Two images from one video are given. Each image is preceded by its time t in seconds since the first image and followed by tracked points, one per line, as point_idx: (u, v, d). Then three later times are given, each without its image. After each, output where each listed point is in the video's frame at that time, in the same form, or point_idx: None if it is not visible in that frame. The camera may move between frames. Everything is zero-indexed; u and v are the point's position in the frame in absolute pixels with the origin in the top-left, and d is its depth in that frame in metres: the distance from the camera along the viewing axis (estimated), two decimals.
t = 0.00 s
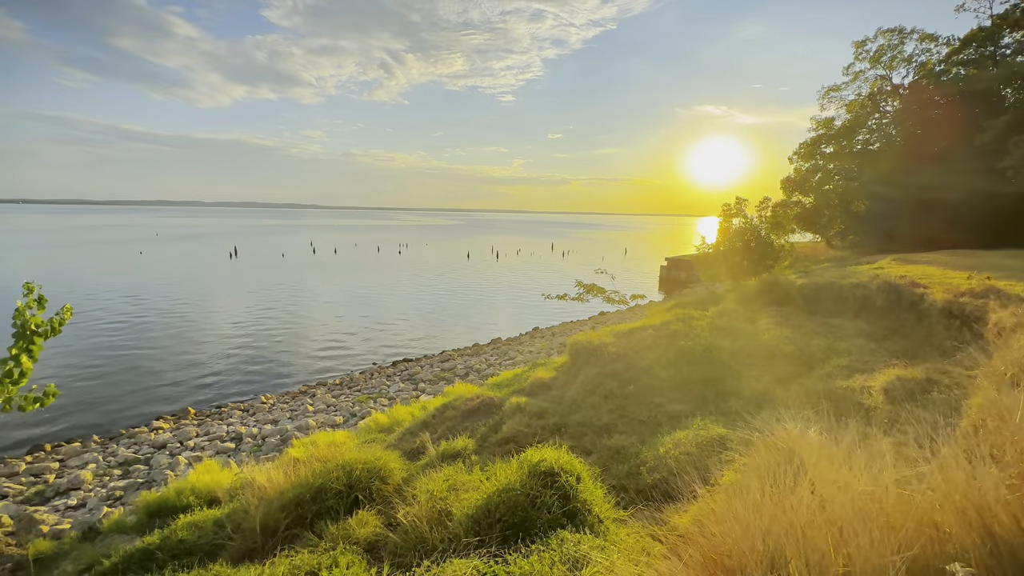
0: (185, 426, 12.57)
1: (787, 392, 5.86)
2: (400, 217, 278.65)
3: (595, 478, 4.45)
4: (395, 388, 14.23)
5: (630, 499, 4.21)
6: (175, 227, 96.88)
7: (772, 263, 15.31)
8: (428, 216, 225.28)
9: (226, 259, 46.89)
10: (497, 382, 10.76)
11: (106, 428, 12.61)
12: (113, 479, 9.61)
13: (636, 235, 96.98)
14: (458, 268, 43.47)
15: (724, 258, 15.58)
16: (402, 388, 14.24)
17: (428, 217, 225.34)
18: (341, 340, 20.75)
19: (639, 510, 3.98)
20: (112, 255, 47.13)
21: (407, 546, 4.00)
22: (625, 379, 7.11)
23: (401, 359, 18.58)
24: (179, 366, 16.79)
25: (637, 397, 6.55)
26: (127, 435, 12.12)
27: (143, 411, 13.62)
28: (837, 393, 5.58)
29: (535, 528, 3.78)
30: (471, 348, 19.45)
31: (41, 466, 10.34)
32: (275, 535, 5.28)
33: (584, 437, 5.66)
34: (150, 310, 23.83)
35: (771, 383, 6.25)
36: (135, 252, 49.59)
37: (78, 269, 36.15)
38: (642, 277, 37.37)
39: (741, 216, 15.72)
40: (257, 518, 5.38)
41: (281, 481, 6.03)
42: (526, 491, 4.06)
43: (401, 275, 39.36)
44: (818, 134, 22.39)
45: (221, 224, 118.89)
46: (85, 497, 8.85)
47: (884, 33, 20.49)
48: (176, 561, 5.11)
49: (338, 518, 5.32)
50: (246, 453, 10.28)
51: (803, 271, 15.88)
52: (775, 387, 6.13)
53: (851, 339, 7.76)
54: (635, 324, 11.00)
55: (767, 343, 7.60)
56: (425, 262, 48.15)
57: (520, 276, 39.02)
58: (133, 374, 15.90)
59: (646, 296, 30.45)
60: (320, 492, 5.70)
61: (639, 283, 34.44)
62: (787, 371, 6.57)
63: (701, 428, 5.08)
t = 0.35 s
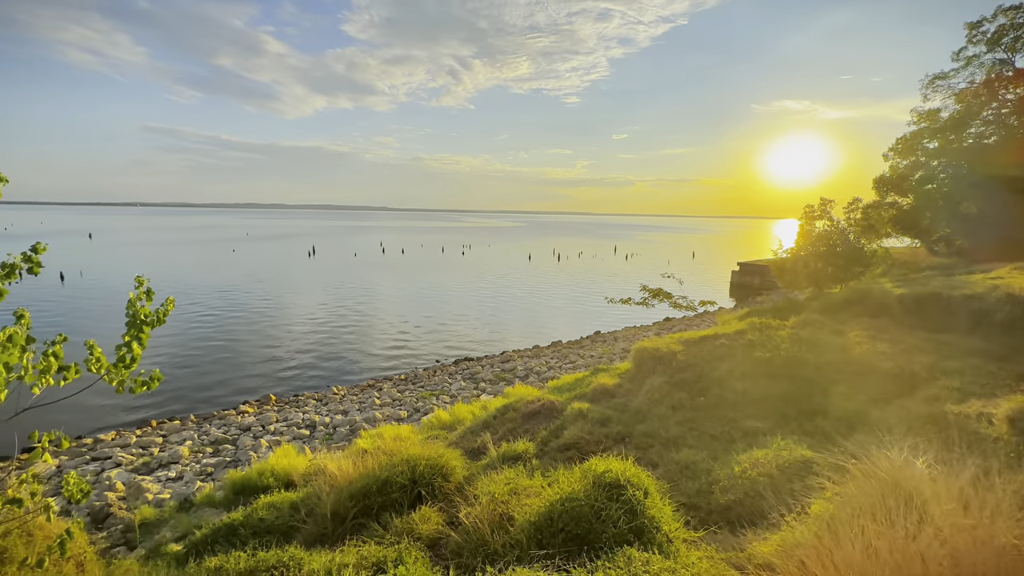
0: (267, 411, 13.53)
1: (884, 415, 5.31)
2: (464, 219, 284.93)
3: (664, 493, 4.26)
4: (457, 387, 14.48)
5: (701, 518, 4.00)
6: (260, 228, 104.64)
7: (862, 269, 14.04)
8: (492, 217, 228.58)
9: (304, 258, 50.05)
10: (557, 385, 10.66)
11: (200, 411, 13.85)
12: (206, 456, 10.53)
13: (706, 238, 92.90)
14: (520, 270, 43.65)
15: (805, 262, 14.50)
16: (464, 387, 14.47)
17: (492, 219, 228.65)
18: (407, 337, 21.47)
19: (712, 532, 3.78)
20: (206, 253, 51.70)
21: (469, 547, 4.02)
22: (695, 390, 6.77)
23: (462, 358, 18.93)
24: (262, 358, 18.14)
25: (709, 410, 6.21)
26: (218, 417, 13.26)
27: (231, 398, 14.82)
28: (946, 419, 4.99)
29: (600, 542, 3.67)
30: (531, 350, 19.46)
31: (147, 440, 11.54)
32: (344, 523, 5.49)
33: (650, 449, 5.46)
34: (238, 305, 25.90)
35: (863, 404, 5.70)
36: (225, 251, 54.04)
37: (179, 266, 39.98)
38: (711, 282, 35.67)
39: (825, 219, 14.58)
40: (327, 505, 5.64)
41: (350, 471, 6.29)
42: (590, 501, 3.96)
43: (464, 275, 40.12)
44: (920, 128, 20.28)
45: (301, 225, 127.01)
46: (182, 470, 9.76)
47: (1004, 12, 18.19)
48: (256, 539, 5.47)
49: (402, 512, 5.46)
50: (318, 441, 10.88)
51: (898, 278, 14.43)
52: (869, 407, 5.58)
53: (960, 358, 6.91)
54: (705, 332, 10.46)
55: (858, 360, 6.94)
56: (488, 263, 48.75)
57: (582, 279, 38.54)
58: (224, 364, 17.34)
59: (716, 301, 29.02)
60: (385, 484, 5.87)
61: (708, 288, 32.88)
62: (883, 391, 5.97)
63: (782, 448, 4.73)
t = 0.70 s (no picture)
0: (337, 402, 14.26)
1: (1002, 447, 4.70)
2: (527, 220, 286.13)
3: (737, 514, 4.01)
4: (516, 388, 14.51)
5: (779, 545, 3.72)
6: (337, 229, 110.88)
7: (972, 278, 12.52)
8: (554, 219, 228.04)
9: (373, 258, 52.37)
10: (619, 391, 10.40)
11: (279, 399, 14.87)
12: (284, 440, 11.25)
13: (782, 242, 87.34)
14: (582, 273, 43.15)
15: (903, 268, 13.22)
16: (523, 388, 14.47)
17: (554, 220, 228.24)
18: (469, 337, 21.86)
19: (793, 561, 3.51)
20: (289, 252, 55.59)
21: (530, 553, 3.99)
22: (773, 404, 6.33)
23: (523, 359, 18.97)
24: (335, 352, 19.19)
25: (787, 427, 5.79)
26: (294, 404, 14.19)
27: (305, 388, 15.80)
28: None
29: (668, 562, 3.49)
30: (592, 354, 19.14)
31: (234, 422, 12.56)
32: (407, 515, 5.64)
33: (721, 465, 5.16)
34: (313, 302, 27.54)
35: (976, 432, 5.07)
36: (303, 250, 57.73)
37: (265, 264, 43.28)
38: (788, 288, 33.42)
39: (928, 221, 13.23)
40: (392, 497, 5.80)
41: (414, 464, 6.45)
42: (657, 517, 3.80)
43: (527, 277, 40.26)
44: None
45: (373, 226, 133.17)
46: (263, 451, 10.50)
47: None
48: (326, 523, 5.75)
49: (463, 510, 5.52)
50: (384, 433, 11.32)
51: (1012, 289, 12.77)
52: (984, 436, 4.95)
53: None
54: (782, 342, 9.77)
55: (967, 382, 6.20)
56: (551, 265, 48.56)
57: (646, 283, 37.43)
58: (299, 356, 18.49)
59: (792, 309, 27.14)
60: (448, 481, 5.96)
61: (785, 296, 30.80)
62: (1001, 420, 5.28)
63: (875, 476, 4.31)
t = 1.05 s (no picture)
0: (399, 397, 14.77)
1: None
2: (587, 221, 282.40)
3: (816, 541, 3.72)
4: (572, 391, 14.36)
5: None
6: (403, 230, 115.14)
7: None
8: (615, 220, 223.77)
9: (435, 258, 53.79)
10: (681, 400, 10.01)
11: (345, 392, 15.63)
12: (349, 430, 11.81)
13: (867, 245, 80.57)
14: (644, 276, 42.02)
15: (1015, 279, 11.77)
16: (580, 392, 14.29)
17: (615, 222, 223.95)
18: (527, 338, 21.91)
19: None
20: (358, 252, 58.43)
21: (588, 561, 3.92)
22: (856, 424, 5.85)
23: (580, 362, 18.74)
24: (397, 348, 19.90)
25: (874, 450, 5.31)
26: (359, 396, 14.87)
27: (370, 382, 16.49)
28: None
29: None
30: (653, 360, 18.57)
31: (305, 410, 13.34)
32: (464, 512, 5.72)
33: (796, 487, 4.82)
34: (379, 300, 28.72)
35: None
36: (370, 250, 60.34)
37: (337, 263, 45.71)
38: (874, 297, 30.76)
39: None
40: (450, 493, 5.91)
41: (471, 462, 6.54)
42: (726, 539, 3.59)
43: (587, 279, 39.77)
44: None
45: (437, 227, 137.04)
46: (330, 440, 11.07)
47: None
48: (388, 513, 5.96)
49: (519, 512, 5.52)
50: (442, 429, 11.59)
51: None
52: None
53: None
54: (867, 356, 8.99)
55: None
56: (612, 267, 47.64)
57: (713, 287, 35.82)
58: (365, 351, 19.34)
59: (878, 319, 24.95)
60: (504, 481, 5.99)
61: (870, 305, 28.34)
62: None
63: (982, 512, 3.86)
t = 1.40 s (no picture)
0: (454, 395, 15.06)
1: None
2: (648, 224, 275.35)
3: None
4: (628, 398, 14.02)
5: None
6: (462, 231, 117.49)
7: None
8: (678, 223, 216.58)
9: (493, 259, 54.37)
10: (746, 414, 9.51)
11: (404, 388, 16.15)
12: (407, 425, 12.20)
13: (966, 251, 72.77)
14: (707, 280, 40.33)
15: None
16: (636, 399, 13.93)
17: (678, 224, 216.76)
18: (583, 342, 21.65)
19: None
20: (419, 252, 60.30)
21: None
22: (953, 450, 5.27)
23: (637, 369, 18.27)
24: (454, 348, 20.33)
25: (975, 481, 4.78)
26: (417, 393, 15.31)
27: (427, 380, 16.94)
28: None
29: None
30: (714, 369, 17.77)
31: (366, 403, 13.91)
32: (516, 515, 5.72)
33: (880, 517, 4.46)
34: (437, 300, 29.44)
35: None
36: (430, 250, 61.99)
37: (399, 263, 47.41)
38: (973, 309, 27.72)
39: None
40: (503, 494, 5.93)
41: (525, 464, 6.54)
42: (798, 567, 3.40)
43: (646, 283, 38.73)
44: None
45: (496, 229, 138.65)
46: (388, 433, 11.47)
47: None
48: (442, 509, 6.07)
49: (572, 519, 5.45)
50: (495, 429, 11.69)
51: None
52: None
53: None
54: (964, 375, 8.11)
55: None
56: (673, 270, 46.12)
57: (783, 294, 33.74)
58: (423, 350, 19.90)
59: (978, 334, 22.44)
60: (558, 487, 5.94)
61: (969, 318, 25.56)
62: None
63: None
